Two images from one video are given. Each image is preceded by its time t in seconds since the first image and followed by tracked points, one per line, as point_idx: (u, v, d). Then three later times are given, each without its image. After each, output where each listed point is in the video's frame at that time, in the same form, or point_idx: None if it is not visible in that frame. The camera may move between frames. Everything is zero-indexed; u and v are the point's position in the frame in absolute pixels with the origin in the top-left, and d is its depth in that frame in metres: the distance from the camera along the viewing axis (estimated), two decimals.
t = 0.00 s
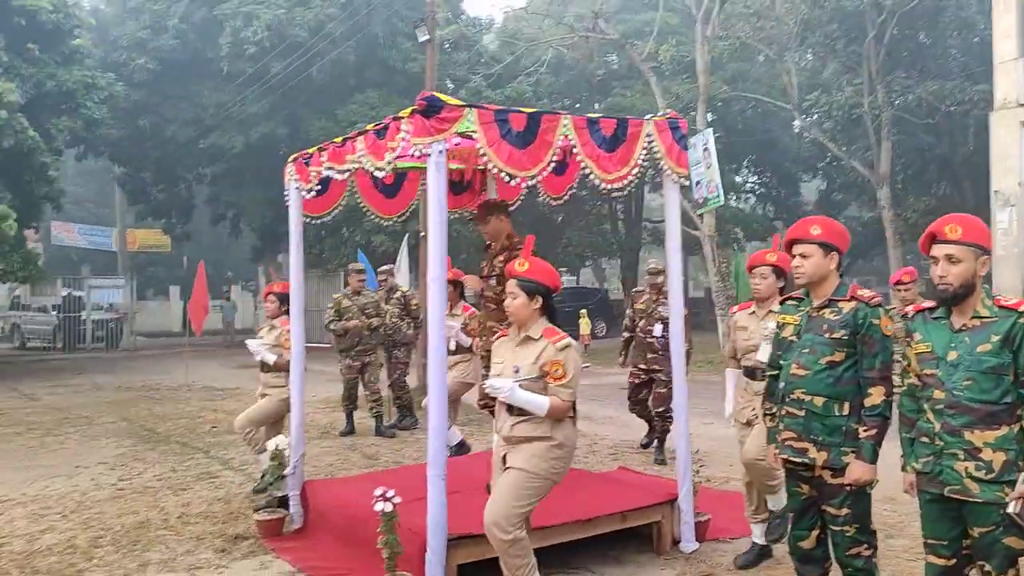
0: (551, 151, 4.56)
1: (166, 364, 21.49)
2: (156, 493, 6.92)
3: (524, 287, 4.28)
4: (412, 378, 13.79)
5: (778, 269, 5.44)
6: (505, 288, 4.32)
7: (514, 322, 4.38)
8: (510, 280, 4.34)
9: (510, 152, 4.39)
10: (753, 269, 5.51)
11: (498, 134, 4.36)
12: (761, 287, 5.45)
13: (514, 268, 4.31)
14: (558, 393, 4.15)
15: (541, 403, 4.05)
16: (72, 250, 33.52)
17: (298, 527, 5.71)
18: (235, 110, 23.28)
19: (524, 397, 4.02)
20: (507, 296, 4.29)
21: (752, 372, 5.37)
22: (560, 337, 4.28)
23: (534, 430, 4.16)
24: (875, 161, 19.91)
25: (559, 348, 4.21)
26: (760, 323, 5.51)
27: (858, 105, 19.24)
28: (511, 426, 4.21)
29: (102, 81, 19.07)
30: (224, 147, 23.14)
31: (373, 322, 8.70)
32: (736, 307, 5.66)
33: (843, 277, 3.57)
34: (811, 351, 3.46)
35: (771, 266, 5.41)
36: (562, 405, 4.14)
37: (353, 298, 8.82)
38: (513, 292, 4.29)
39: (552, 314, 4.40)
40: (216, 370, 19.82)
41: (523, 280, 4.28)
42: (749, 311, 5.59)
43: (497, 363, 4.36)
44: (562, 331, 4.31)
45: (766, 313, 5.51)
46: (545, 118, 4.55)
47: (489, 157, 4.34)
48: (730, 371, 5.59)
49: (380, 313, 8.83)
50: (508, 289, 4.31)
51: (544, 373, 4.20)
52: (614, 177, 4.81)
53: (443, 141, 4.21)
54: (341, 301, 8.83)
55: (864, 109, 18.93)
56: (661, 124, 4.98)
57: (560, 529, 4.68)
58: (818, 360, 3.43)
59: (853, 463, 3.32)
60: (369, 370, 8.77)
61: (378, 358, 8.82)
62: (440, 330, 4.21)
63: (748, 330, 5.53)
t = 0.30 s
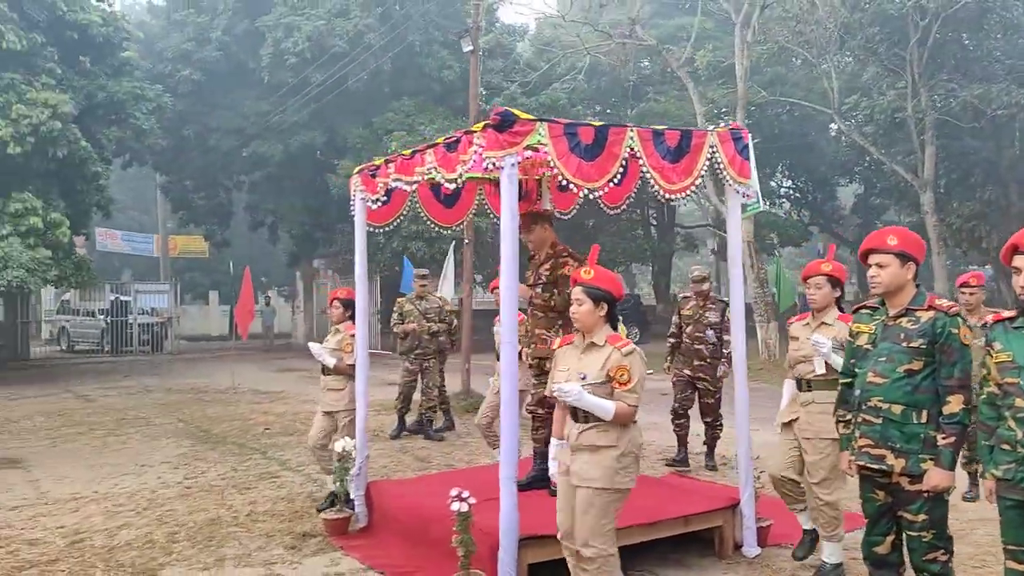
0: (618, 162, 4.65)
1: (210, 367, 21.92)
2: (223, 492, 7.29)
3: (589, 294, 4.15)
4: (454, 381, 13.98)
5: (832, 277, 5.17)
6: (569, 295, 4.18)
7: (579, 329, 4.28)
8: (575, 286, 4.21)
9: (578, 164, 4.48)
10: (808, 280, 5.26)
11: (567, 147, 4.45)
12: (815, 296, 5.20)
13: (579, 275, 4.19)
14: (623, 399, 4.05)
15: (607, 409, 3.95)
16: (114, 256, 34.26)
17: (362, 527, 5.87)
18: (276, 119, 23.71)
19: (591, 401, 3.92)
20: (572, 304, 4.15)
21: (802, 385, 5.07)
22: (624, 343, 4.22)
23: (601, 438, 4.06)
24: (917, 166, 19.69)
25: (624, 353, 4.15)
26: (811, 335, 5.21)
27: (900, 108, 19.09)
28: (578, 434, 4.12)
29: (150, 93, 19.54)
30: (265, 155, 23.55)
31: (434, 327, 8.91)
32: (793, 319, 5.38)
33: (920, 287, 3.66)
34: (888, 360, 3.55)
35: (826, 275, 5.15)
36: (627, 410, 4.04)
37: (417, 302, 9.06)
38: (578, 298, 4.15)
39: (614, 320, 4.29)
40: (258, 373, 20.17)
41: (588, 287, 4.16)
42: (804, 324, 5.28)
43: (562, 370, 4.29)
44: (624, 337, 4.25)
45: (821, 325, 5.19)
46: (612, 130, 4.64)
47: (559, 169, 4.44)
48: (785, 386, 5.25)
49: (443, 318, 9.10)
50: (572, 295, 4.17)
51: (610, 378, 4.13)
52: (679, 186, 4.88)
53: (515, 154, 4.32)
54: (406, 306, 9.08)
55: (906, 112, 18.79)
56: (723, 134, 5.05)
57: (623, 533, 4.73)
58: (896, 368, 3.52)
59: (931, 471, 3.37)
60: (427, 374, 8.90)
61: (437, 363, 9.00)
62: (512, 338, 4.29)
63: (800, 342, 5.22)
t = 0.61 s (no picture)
0: (663, 165, 4.66)
1: (236, 368, 22.14)
2: (263, 490, 7.44)
3: (636, 294, 4.14)
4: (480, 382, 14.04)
5: (870, 280, 5.06)
6: (616, 295, 4.18)
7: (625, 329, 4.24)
8: (623, 286, 4.20)
9: (626, 167, 4.49)
10: (842, 282, 5.12)
11: (614, 150, 4.47)
12: (849, 300, 5.06)
13: (627, 275, 4.17)
14: (657, 402, 3.95)
15: (640, 410, 3.90)
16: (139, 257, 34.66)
17: (405, 525, 5.93)
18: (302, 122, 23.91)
19: (624, 402, 3.88)
20: (619, 304, 4.16)
21: (836, 389, 4.99)
22: (664, 345, 4.08)
23: (643, 437, 4.05)
24: (946, 167, 19.50)
25: (660, 356, 4.02)
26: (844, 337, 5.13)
27: (929, 110, 18.91)
28: (621, 433, 4.10)
29: (180, 98, 19.78)
30: (291, 159, 23.75)
31: (472, 329, 9.03)
32: (825, 320, 5.30)
33: (977, 291, 3.68)
34: (945, 363, 3.58)
35: (860, 279, 5.02)
36: (663, 413, 3.95)
37: (457, 304, 9.22)
38: (626, 299, 4.16)
39: (663, 321, 4.23)
40: (285, 374, 20.38)
41: (636, 287, 4.15)
42: (836, 326, 5.21)
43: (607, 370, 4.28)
44: (669, 341, 4.12)
45: (853, 327, 5.11)
46: (658, 133, 4.66)
47: (606, 173, 4.46)
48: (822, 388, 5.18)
49: (481, 321, 9.24)
50: (619, 296, 4.18)
51: (645, 381, 4.03)
52: (724, 189, 4.88)
53: (564, 158, 4.33)
54: (446, 307, 9.27)
55: (936, 114, 18.61)
56: (768, 137, 5.04)
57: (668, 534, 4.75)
58: (953, 371, 3.54)
59: (989, 474, 3.37)
60: (462, 376, 8.99)
61: (473, 366, 9.08)
62: (560, 340, 4.32)
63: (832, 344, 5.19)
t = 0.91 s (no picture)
0: (681, 168, 4.76)
1: (240, 366, 22.23)
2: (277, 488, 7.48)
3: (658, 296, 4.25)
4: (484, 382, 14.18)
5: (873, 281, 5.09)
6: (638, 295, 4.29)
7: (643, 330, 4.34)
8: (643, 287, 4.32)
9: (644, 170, 4.60)
10: (847, 282, 5.16)
11: (633, 153, 4.57)
12: (854, 300, 5.09)
13: (649, 277, 4.29)
14: (696, 398, 4.13)
15: (682, 408, 4.04)
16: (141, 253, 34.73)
17: (421, 523, 6.02)
18: (307, 121, 24.04)
19: (669, 401, 4.01)
20: (641, 305, 4.25)
21: (844, 388, 5.02)
22: (694, 343, 4.27)
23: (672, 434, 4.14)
24: (947, 170, 19.65)
25: (695, 354, 4.19)
26: (853, 337, 5.13)
27: (931, 112, 19.04)
28: (648, 430, 4.20)
29: (186, 95, 19.89)
30: (296, 157, 23.85)
31: (484, 329, 9.18)
32: (831, 319, 5.31)
33: (990, 293, 3.78)
34: (958, 364, 3.69)
35: (866, 280, 5.06)
36: (701, 409, 4.13)
37: (469, 304, 9.38)
38: (647, 300, 4.26)
39: (681, 322, 4.37)
40: (289, 372, 20.48)
41: (658, 288, 4.26)
42: (842, 324, 5.22)
43: (628, 369, 4.37)
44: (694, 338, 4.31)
45: (860, 328, 5.14)
46: (676, 137, 4.76)
47: (625, 175, 4.57)
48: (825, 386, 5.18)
49: (494, 321, 9.40)
50: (641, 297, 4.28)
51: (682, 378, 4.18)
52: (739, 191, 4.99)
53: (585, 160, 4.43)
54: (458, 307, 9.43)
55: (937, 116, 18.74)
56: (782, 141, 5.15)
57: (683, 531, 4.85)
58: (966, 371, 3.65)
59: (1002, 471, 3.48)
60: (475, 376, 9.10)
61: (486, 366, 9.20)
62: (581, 338, 4.43)
63: (840, 344, 5.14)
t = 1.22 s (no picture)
0: (690, 174, 4.89)
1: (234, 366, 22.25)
2: (284, 487, 7.55)
3: (670, 299, 4.38)
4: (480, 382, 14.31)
5: (871, 283, 5.14)
6: (651, 299, 4.41)
7: (655, 332, 4.48)
8: (656, 291, 4.44)
9: (655, 175, 4.72)
10: (845, 285, 5.20)
11: (644, 159, 4.69)
12: (851, 303, 5.15)
13: (662, 280, 4.41)
14: (688, 400, 4.16)
15: (670, 410, 4.10)
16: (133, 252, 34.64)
17: (429, 521, 6.12)
18: (303, 121, 24.07)
19: (655, 401, 4.07)
20: (653, 307, 4.40)
21: (840, 389, 5.09)
22: (692, 348, 4.29)
23: (674, 436, 4.23)
24: (937, 173, 19.89)
25: (689, 357, 4.23)
26: (847, 339, 5.20)
27: (922, 117, 19.26)
28: (652, 432, 4.31)
29: (182, 95, 19.91)
30: (292, 156, 23.88)
31: (485, 329, 9.26)
32: (831, 322, 5.37)
33: (991, 297, 3.91)
34: (960, 364, 3.81)
35: (862, 282, 5.09)
36: (692, 411, 4.15)
37: (470, 303, 9.44)
38: (660, 302, 4.39)
39: (691, 324, 4.45)
40: (284, 373, 20.53)
41: (670, 292, 4.38)
42: (839, 327, 5.28)
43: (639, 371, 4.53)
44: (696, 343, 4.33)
45: (855, 329, 5.18)
46: (686, 143, 4.88)
47: (637, 180, 4.68)
48: (826, 387, 5.24)
49: (494, 320, 9.45)
50: (654, 300, 4.41)
51: (675, 381, 4.24)
52: (745, 196, 5.12)
53: (597, 166, 4.55)
54: (459, 307, 9.49)
55: (929, 120, 18.98)
56: (787, 148, 5.29)
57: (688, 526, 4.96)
58: (968, 372, 3.78)
59: (1001, 468, 3.61)
60: (478, 376, 9.19)
61: (488, 367, 9.25)
62: (593, 339, 4.53)
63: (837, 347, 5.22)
